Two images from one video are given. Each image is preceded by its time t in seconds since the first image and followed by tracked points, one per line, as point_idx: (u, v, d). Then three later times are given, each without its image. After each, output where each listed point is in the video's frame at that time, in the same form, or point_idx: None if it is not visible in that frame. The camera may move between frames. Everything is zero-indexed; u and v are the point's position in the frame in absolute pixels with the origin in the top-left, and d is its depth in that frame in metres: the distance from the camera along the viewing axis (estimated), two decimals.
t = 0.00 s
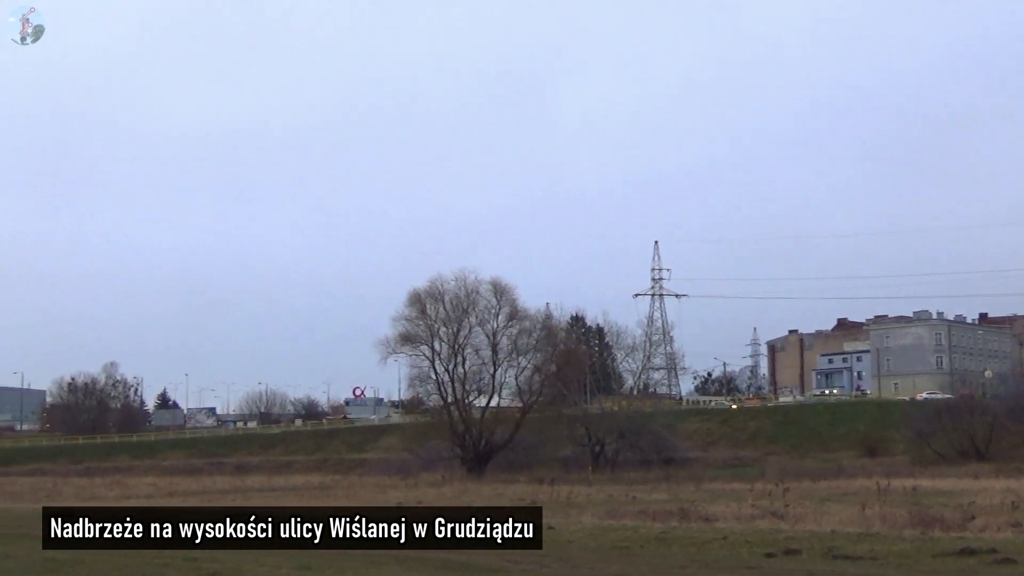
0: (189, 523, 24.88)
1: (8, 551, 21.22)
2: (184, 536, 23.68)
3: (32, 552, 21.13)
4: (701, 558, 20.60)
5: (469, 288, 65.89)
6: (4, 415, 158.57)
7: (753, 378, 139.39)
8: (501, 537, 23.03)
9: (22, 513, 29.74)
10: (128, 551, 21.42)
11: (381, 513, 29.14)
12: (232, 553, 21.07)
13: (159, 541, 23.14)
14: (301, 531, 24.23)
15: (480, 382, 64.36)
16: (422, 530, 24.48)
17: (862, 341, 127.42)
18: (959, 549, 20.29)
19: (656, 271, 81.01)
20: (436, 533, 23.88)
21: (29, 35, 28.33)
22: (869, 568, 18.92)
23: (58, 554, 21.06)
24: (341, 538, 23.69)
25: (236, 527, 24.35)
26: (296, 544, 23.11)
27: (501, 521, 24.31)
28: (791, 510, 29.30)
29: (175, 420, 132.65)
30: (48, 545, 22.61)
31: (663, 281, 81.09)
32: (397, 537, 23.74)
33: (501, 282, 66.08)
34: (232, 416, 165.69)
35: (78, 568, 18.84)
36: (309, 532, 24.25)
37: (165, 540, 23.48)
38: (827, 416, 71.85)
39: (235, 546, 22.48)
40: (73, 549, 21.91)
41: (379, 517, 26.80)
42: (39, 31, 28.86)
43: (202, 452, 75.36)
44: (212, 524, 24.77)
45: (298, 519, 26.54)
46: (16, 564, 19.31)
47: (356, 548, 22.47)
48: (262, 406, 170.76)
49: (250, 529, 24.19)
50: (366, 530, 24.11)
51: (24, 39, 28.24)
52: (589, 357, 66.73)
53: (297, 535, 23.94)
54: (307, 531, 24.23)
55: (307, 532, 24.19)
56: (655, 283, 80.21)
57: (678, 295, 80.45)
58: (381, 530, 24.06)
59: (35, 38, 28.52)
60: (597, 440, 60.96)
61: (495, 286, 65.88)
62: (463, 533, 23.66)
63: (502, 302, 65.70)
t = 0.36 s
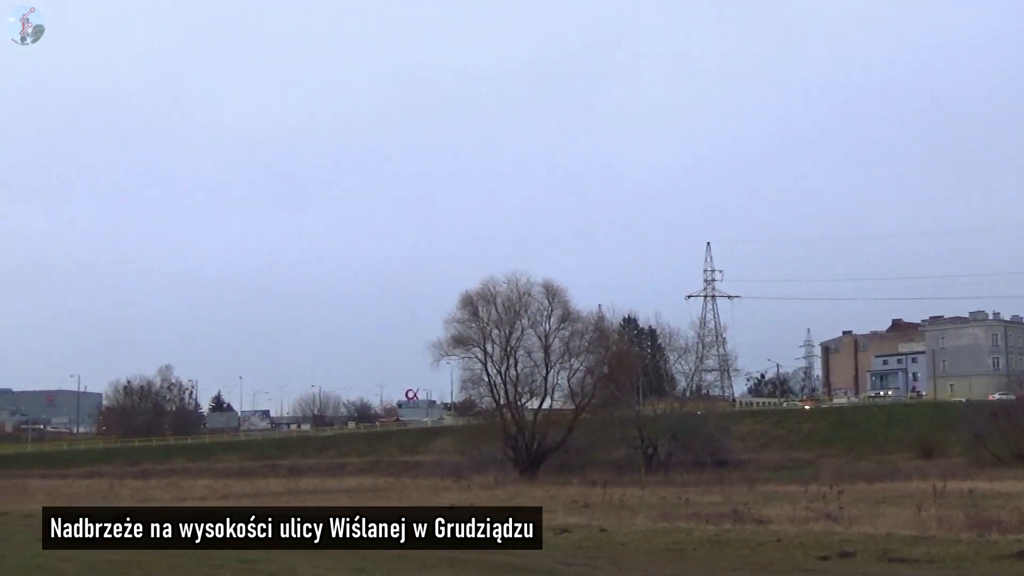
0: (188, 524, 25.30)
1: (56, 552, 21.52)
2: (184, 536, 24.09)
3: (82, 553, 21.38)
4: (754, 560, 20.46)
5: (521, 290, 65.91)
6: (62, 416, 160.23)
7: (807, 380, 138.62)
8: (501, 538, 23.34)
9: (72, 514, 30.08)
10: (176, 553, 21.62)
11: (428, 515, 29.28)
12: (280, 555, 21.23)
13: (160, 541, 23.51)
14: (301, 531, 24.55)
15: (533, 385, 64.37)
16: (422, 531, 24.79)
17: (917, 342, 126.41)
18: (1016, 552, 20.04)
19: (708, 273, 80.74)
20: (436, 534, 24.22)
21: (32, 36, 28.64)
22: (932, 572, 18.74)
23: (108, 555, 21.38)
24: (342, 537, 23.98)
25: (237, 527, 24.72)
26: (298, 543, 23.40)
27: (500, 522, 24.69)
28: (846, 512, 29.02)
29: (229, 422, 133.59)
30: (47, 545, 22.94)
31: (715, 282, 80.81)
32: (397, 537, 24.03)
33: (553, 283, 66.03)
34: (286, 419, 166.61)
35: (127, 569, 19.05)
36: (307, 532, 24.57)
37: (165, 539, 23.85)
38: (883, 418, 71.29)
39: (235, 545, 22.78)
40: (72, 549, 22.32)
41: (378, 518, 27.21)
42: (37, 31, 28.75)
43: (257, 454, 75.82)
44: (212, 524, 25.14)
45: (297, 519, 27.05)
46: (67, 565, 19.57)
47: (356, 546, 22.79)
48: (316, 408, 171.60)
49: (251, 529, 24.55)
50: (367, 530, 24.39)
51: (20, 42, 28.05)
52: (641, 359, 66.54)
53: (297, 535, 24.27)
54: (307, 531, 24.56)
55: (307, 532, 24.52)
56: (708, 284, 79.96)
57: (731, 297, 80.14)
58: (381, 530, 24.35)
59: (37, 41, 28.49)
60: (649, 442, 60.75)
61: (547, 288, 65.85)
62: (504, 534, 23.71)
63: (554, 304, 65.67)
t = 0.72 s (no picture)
0: (188, 524, 25.74)
1: (109, 553, 21.71)
2: (184, 536, 24.57)
3: (133, 554, 21.52)
4: (808, 563, 20.34)
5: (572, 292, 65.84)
6: (117, 419, 161.66)
7: (861, 381, 137.75)
8: (500, 538, 23.54)
9: (123, 516, 30.35)
10: (224, 554, 21.73)
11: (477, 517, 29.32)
12: (329, 556, 21.30)
13: (160, 541, 23.97)
14: (300, 531, 24.89)
15: (584, 387, 64.34)
16: (423, 530, 25.01)
17: (972, 343, 125.30)
18: None
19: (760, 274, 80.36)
20: (435, 534, 24.46)
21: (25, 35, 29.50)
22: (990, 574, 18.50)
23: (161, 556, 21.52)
24: (340, 538, 24.27)
25: (236, 527, 25.12)
26: (296, 544, 23.74)
27: (502, 522, 24.71)
28: (900, 515, 28.76)
29: (282, 425, 134.30)
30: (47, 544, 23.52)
31: (767, 283, 80.42)
32: (397, 537, 24.28)
33: (603, 285, 65.92)
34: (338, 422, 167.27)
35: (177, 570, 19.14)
36: (307, 532, 24.93)
37: (163, 539, 24.35)
38: (938, 420, 70.68)
39: (230, 546, 23.15)
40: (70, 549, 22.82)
41: (379, 517, 27.44)
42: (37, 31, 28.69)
43: (309, 457, 76.22)
44: (212, 524, 25.55)
45: (297, 519, 27.59)
46: (119, 566, 19.71)
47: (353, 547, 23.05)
48: (368, 411, 172.19)
49: (250, 529, 24.94)
50: (366, 530, 24.64)
51: (23, 38, 29.41)
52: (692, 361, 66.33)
53: (297, 535, 24.60)
54: (306, 531, 24.88)
55: (306, 532, 24.86)
56: (760, 286, 79.58)
57: (783, 298, 79.74)
58: (380, 529, 24.60)
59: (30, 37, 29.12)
60: (701, 444, 60.50)
61: (597, 290, 65.75)
62: (550, 541, 23.87)
63: (606, 306, 65.58)
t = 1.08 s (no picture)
0: (187, 524, 26.24)
1: (158, 553, 21.93)
2: (184, 536, 25.02)
3: (184, 556, 21.76)
4: (858, 565, 20.20)
5: (620, 293, 65.71)
6: (167, 422, 162.87)
7: (912, 381, 136.63)
8: (501, 538, 24.00)
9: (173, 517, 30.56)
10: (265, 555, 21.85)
11: (523, 520, 29.31)
12: (377, 558, 21.40)
13: (160, 541, 24.37)
14: (301, 531, 25.36)
15: (632, 388, 64.25)
16: (422, 530, 25.47)
17: None
18: None
19: (809, 273, 79.92)
20: (435, 534, 24.91)
21: (27, 31, 28.41)
22: None
23: (212, 557, 21.65)
24: (340, 537, 24.75)
25: (236, 527, 25.61)
26: (296, 544, 24.25)
27: (501, 522, 25.34)
28: (953, 516, 28.43)
29: (331, 426, 134.86)
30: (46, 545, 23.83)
31: (816, 283, 79.97)
32: (397, 536, 24.73)
33: (652, 286, 65.74)
34: (387, 424, 167.53)
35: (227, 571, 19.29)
36: (306, 532, 25.45)
37: (162, 539, 24.80)
38: (991, 420, 69.99)
39: (231, 546, 23.59)
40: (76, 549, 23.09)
41: (378, 518, 27.95)
42: (40, 34, 29.33)
43: (358, 458, 76.40)
44: (211, 524, 26.02)
45: (298, 519, 28.31)
46: (168, 567, 19.88)
47: (354, 546, 23.51)
48: (417, 413, 172.45)
49: (251, 529, 25.43)
50: (366, 530, 25.10)
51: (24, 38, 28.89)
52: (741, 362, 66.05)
53: (297, 535, 25.09)
54: (306, 531, 25.37)
55: (306, 532, 25.35)
56: (809, 286, 79.14)
57: (832, 298, 79.27)
58: (380, 529, 25.07)
59: (33, 38, 29.16)
60: (750, 445, 60.19)
61: (646, 291, 65.58)
62: (599, 542, 23.94)
63: (653, 306, 65.41)
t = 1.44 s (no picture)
0: (188, 524, 26.81)
1: (198, 554, 22.17)
2: (184, 536, 25.49)
3: (221, 555, 21.99)
4: (901, 565, 20.19)
5: (659, 293, 65.59)
6: (208, 424, 163.75)
7: (953, 381, 135.71)
8: (501, 537, 24.38)
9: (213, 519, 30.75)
10: (301, 555, 22.05)
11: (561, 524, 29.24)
12: (415, 559, 21.46)
13: (161, 540, 24.87)
14: (301, 531, 26.11)
15: (671, 389, 64.09)
16: (422, 530, 26.01)
17: None
18: None
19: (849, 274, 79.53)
20: (435, 533, 25.39)
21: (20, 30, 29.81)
22: None
23: (253, 557, 21.80)
24: (341, 537, 25.36)
25: (236, 527, 26.21)
26: (297, 543, 24.82)
27: (500, 522, 25.89)
28: (996, 517, 28.31)
29: (371, 428, 135.19)
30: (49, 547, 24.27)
31: (856, 283, 79.51)
32: (397, 536, 25.26)
33: (690, 287, 65.57)
34: (426, 425, 167.76)
35: (264, 571, 19.45)
36: (308, 532, 26.09)
37: (163, 538, 25.38)
38: None
39: (234, 545, 24.13)
40: (82, 549, 23.52)
41: (378, 517, 28.93)
42: (40, 31, 30.70)
43: (396, 459, 76.61)
44: (211, 524, 26.58)
45: (297, 518, 29.20)
46: (208, 566, 20.05)
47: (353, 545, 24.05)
48: (456, 414, 172.62)
49: (251, 529, 26.03)
50: (367, 530, 25.73)
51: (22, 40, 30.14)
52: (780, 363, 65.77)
53: (297, 535, 25.72)
54: (307, 531, 26.06)
55: (306, 532, 26.01)
56: (849, 286, 78.71)
57: (872, 298, 78.80)
58: (381, 529, 25.66)
59: (31, 34, 30.48)
60: (790, 446, 59.96)
61: (684, 291, 65.41)
62: (638, 545, 23.82)
63: (692, 307, 65.22)
